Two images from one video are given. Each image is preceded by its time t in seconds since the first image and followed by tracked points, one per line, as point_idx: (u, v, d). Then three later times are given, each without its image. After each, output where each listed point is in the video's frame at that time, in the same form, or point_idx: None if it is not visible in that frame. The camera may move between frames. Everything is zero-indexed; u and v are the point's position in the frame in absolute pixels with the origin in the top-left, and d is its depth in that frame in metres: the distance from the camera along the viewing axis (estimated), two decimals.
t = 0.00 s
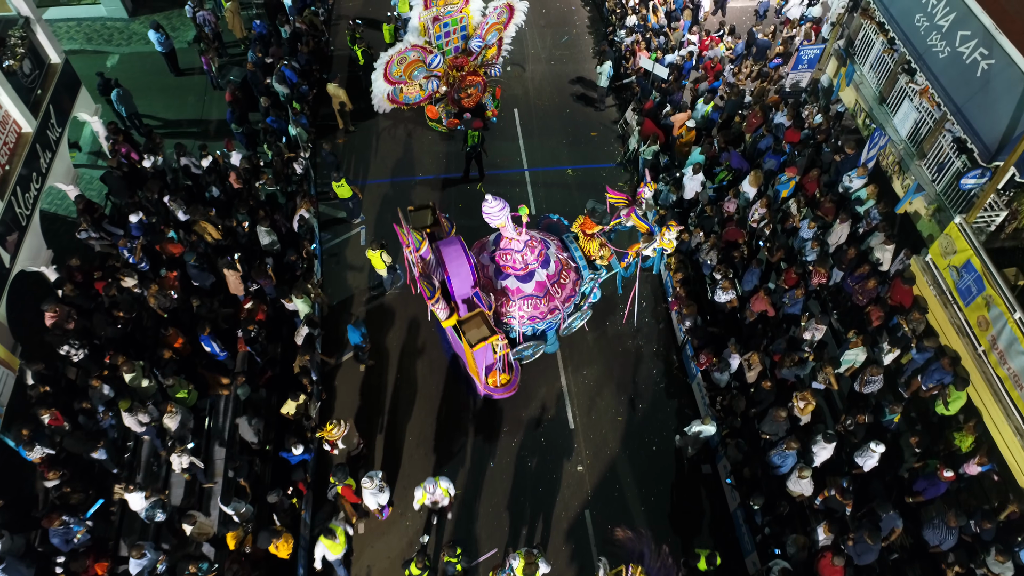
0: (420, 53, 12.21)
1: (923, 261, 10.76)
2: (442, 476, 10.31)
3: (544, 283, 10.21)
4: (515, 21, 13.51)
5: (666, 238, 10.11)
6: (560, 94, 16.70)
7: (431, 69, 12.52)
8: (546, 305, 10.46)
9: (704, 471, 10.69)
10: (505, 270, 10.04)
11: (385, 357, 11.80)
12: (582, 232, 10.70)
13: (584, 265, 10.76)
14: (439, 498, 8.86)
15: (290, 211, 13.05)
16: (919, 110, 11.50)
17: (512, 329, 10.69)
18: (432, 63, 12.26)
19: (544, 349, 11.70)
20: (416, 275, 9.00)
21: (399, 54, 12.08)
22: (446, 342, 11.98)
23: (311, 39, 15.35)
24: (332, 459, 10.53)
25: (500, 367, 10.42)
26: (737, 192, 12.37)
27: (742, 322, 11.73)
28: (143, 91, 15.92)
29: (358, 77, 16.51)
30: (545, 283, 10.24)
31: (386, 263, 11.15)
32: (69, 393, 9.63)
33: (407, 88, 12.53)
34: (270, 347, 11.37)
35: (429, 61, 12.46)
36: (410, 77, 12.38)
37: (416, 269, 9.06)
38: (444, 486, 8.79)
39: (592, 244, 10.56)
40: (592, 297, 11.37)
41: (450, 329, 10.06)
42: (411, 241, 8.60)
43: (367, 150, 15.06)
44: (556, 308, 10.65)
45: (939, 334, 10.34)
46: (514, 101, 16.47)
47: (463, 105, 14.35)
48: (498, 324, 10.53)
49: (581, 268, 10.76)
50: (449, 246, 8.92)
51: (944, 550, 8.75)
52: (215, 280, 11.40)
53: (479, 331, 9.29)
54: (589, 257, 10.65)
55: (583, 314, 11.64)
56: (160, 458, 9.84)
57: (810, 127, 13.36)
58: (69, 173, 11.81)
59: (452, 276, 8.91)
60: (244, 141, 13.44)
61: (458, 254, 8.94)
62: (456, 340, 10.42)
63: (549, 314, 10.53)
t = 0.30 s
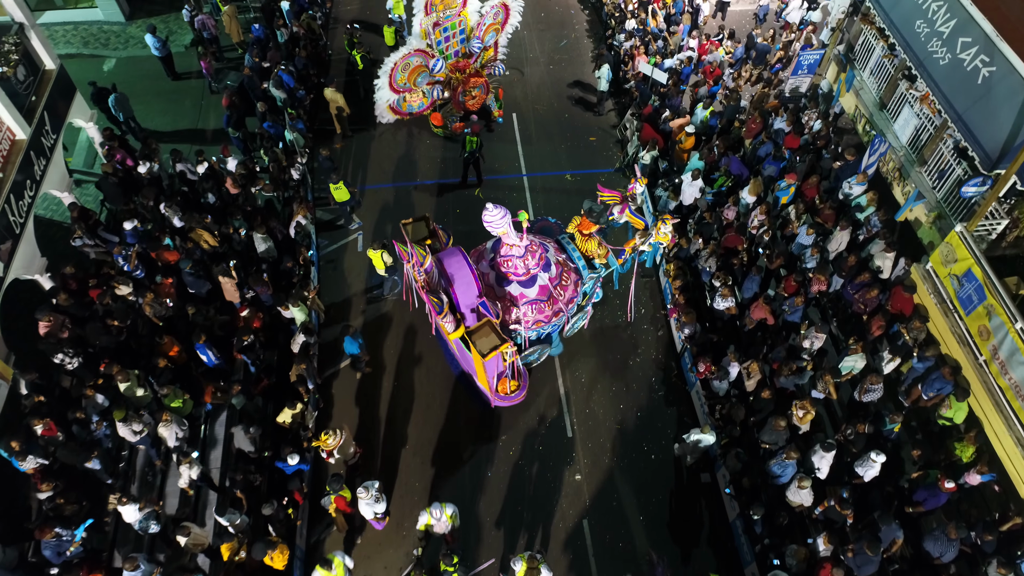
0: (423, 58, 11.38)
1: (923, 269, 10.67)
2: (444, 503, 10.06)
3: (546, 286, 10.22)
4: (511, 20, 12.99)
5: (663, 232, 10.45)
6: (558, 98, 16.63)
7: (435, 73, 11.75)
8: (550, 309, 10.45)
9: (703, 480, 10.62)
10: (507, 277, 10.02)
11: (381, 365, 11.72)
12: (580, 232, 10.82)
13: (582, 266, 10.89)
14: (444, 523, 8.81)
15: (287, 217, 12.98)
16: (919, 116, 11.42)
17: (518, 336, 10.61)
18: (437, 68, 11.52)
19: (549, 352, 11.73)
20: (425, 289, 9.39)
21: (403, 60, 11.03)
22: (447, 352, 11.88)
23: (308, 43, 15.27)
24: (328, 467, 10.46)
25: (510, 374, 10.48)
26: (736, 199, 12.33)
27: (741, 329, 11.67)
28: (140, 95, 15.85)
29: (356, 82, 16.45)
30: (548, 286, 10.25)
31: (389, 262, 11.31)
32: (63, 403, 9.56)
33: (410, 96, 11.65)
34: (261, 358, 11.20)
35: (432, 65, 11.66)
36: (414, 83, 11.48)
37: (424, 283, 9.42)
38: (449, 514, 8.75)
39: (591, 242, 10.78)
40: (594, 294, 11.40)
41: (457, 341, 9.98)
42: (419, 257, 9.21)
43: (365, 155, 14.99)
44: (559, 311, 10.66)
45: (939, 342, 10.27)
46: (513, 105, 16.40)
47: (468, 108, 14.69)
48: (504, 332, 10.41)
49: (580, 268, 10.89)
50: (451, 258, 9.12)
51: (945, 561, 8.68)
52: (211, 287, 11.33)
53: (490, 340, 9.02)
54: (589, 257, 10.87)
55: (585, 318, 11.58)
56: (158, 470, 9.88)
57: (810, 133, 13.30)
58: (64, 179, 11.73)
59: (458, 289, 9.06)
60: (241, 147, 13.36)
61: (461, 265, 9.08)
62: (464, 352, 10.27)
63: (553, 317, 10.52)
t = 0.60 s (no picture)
0: (427, 63, 11.47)
1: (924, 277, 10.58)
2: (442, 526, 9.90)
3: (549, 289, 10.27)
4: (506, 19, 13.11)
5: (657, 227, 10.76)
6: (556, 102, 16.56)
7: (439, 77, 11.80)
8: (554, 312, 10.46)
9: (702, 489, 10.54)
10: (510, 283, 10.00)
11: (378, 373, 11.64)
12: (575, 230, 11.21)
13: (581, 266, 11.08)
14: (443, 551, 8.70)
15: (284, 224, 12.91)
16: (920, 123, 11.35)
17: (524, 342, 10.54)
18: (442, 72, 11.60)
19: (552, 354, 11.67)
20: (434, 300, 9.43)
21: (409, 66, 11.00)
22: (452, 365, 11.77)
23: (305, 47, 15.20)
24: (324, 477, 10.38)
25: (519, 380, 10.13)
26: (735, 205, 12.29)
27: (741, 336, 11.61)
28: (137, 99, 15.77)
29: (354, 86, 16.39)
30: (551, 290, 10.29)
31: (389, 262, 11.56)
32: (57, 412, 9.49)
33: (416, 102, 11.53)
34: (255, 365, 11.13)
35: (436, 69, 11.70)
36: (419, 89, 11.46)
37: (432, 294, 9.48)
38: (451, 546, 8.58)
39: (589, 242, 11.10)
40: (594, 294, 11.38)
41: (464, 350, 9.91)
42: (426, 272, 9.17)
43: (362, 161, 14.90)
44: (563, 313, 10.66)
45: (939, 351, 10.19)
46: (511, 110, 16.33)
47: (473, 111, 14.77)
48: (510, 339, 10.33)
49: (580, 268, 11.05)
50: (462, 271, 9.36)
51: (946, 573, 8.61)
52: (206, 295, 11.25)
53: (500, 347, 9.05)
54: (587, 256, 11.18)
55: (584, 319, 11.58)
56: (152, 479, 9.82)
57: (810, 139, 13.25)
58: (59, 186, 11.65)
59: (466, 300, 9.30)
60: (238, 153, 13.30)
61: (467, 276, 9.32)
62: (473, 362, 10.09)
63: (558, 320, 10.53)
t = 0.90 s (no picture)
0: (427, 72, 11.46)
1: (924, 285, 10.50)
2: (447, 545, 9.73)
3: (551, 292, 10.37)
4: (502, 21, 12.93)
5: (649, 221, 10.59)
6: (554, 107, 16.48)
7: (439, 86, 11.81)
8: (557, 314, 10.57)
9: (700, 498, 10.46)
10: (512, 289, 10.15)
11: (374, 382, 11.55)
12: (569, 230, 11.14)
13: (577, 265, 11.01)
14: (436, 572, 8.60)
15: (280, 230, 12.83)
16: (920, 129, 11.27)
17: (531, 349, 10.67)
18: (441, 81, 11.59)
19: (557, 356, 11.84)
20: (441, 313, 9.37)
21: (410, 76, 11.17)
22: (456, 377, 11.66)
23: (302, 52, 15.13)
24: (320, 487, 10.31)
25: (530, 384, 10.08)
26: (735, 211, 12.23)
27: (740, 344, 11.54)
28: (133, 103, 15.69)
29: (351, 91, 16.32)
30: (552, 293, 10.39)
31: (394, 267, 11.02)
32: (50, 423, 9.41)
33: (416, 111, 11.80)
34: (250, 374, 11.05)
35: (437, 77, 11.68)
36: (420, 99, 11.71)
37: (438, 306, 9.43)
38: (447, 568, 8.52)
39: (585, 242, 11.04)
40: (594, 294, 11.43)
41: (473, 362, 9.85)
42: (432, 288, 9.15)
43: (359, 166, 14.81)
44: (566, 315, 10.78)
45: (940, 361, 10.12)
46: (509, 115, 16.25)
47: (473, 115, 14.62)
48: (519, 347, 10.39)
49: (576, 268, 11.00)
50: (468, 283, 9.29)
51: None
52: (202, 302, 11.16)
53: (511, 355, 9.20)
54: (583, 256, 11.11)
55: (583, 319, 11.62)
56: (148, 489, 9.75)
57: (809, 145, 13.18)
58: (53, 193, 11.56)
59: (474, 312, 9.20)
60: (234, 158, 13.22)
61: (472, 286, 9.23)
62: (483, 373, 9.98)
63: (562, 322, 10.64)
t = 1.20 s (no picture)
0: (422, 84, 12.43)
1: (924, 294, 10.42)
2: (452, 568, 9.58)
3: (552, 295, 10.38)
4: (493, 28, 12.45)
5: (637, 214, 10.78)
6: (552, 111, 16.40)
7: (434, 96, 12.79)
8: (559, 316, 10.58)
9: (699, 508, 10.38)
10: (512, 296, 10.12)
11: (370, 391, 11.46)
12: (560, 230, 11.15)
13: (573, 264, 11.00)
14: None
15: (276, 237, 12.74)
16: (920, 136, 11.20)
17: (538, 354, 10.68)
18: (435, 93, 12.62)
19: (560, 356, 11.73)
20: (449, 328, 9.48)
21: (406, 91, 12.40)
22: (462, 390, 11.52)
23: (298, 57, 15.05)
24: (316, 497, 10.23)
25: (540, 389, 10.13)
26: (734, 217, 12.14)
27: (738, 352, 11.47)
28: (129, 109, 15.61)
29: (348, 96, 16.25)
30: (553, 295, 10.38)
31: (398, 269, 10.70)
32: (42, 434, 9.33)
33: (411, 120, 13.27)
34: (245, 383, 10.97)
35: (431, 88, 12.64)
36: (416, 109, 13.03)
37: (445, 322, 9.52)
38: None
39: (578, 240, 10.96)
40: (592, 291, 11.43)
41: (479, 373, 9.99)
42: (439, 306, 9.24)
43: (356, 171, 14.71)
44: (567, 316, 10.79)
45: (940, 370, 10.03)
46: (507, 120, 16.16)
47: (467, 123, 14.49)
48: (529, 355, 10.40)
49: (572, 267, 11.00)
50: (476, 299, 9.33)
51: None
52: (197, 310, 11.08)
53: (521, 361, 9.11)
54: (577, 253, 11.08)
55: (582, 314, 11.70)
56: (141, 500, 9.66)
57: (808, 151, 13.11)
58: (47, 201, 11.47)
59: (481, 327, 9.41)
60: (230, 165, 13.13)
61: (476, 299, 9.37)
62: (491, 382, 10.12)
63: (565, 323, 10.68)
